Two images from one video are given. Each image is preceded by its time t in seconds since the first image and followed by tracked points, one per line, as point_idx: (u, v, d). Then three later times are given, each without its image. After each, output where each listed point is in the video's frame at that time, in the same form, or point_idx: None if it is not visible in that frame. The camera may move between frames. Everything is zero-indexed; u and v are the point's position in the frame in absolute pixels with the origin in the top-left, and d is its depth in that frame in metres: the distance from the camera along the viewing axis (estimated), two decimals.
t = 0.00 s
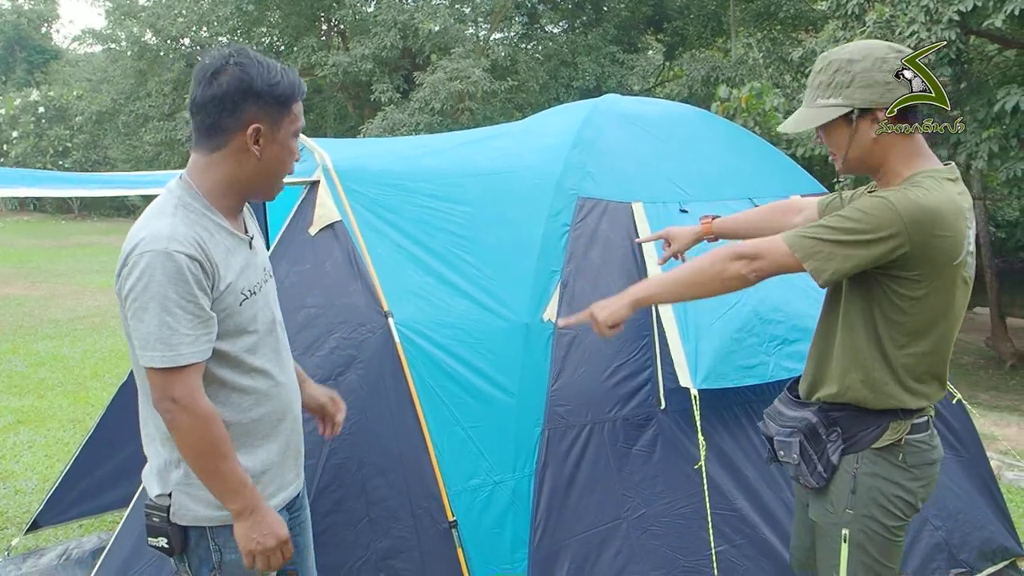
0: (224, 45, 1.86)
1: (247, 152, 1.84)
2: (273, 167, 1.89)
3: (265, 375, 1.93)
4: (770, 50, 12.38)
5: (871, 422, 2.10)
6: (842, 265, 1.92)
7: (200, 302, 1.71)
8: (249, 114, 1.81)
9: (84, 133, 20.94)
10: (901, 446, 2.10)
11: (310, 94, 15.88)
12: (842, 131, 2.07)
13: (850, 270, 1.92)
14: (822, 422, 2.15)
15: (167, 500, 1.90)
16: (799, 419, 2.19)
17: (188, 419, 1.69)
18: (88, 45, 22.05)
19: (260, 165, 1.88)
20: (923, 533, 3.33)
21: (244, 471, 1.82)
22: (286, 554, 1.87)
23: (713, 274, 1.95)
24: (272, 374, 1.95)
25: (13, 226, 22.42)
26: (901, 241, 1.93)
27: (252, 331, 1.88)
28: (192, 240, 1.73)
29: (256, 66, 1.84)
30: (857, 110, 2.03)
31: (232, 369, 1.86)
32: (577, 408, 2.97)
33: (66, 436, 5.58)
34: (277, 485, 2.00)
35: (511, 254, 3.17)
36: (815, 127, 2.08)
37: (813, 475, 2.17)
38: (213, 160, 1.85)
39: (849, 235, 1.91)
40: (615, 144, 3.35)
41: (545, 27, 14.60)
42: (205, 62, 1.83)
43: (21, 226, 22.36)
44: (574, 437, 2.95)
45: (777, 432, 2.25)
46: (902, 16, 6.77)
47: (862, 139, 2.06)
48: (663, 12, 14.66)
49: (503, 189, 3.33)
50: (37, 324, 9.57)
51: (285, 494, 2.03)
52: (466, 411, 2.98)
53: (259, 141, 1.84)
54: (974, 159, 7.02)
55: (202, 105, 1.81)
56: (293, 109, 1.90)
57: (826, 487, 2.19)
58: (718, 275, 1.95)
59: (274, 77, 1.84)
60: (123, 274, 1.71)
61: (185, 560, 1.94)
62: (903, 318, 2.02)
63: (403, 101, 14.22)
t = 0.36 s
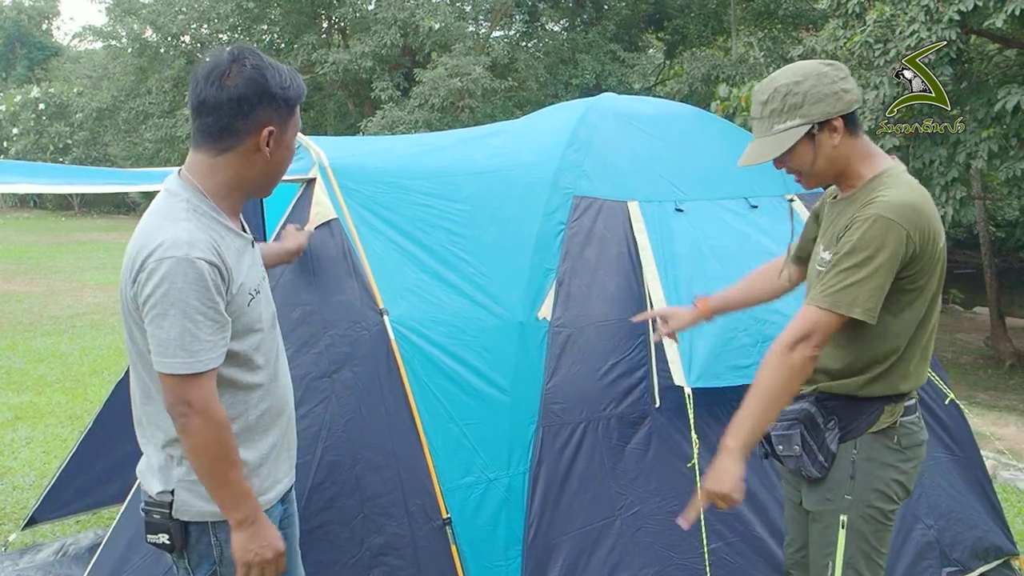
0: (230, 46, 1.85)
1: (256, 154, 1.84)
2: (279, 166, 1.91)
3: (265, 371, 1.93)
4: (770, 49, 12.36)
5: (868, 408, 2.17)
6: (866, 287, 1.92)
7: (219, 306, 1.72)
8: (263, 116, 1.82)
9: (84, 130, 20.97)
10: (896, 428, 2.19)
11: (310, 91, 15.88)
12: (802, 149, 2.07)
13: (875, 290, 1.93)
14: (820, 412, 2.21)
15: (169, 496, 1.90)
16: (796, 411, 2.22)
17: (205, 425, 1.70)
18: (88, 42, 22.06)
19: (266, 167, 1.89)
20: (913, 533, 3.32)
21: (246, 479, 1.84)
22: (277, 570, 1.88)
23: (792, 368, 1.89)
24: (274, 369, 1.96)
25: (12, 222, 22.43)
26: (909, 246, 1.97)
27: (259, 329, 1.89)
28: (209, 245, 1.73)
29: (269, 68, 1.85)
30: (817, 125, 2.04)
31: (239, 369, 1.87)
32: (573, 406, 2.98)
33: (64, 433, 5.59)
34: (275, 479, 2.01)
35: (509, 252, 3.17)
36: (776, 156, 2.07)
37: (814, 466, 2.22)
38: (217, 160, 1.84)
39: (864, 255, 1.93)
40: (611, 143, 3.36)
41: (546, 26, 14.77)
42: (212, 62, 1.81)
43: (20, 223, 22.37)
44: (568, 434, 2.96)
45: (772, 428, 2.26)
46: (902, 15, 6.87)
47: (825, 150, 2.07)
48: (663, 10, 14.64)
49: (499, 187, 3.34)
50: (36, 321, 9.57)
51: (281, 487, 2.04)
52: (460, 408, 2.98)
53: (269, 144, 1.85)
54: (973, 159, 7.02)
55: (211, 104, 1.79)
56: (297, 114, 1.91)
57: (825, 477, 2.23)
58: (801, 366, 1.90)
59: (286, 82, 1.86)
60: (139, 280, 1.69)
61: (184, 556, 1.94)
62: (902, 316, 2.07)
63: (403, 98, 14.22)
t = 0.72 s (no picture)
0: (261, 56, 1.90)
1: (236, 159, 1.84)
2: (263, 179, 1.88)
3: (256, 368, 1.95)
4: (773, 47, 12.33)
5: (848, 388, 2.22)
6: (838, 281, 2.03)
7: (206, 300, 1.73)
8: (251, 123, 1.82)
9: (88, 128, 21.03)
10: (874, 405, 2.24)
11: (312, 89, 15.90)
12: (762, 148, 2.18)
13: (846, 282, 2.04)
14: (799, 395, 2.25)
15: (163, 491, 1.91)
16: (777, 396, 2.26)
17: (208, 412, 1.71)
18: (92, 39, 22.10)
19: (250, 176, 1.87)
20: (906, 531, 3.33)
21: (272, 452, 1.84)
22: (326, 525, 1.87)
23: (795, 370, 2.05)
24: (264, 367, 1.98)
25: (16, 219, 22.50)
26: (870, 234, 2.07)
27: (248, 327, 1.91)
28: (193, 240, 1.74)
29: (278, 83, 1.85)
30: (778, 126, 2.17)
31: (228, 366, 1.89)
32: (568, 403, 2.99)
33: (66, 429, 5.62)
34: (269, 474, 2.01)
35: (503, 250, 3.18)
36: (740, 153, 2.18)
37: (802, 445, 2.23)
38: (206, 154, 1.85)
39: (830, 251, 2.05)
40: (608, 141, 3.37)
41: (548, 23, 14.75)
42: (234, 65, 1.86)
43: (24, 219, 22.45)
44: (563, 430, 2.97)
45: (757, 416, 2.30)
46: (905, 14, 6.91)
47: (785, 150, 2.19)
48: (665, 8, 14.55)
49: (495, 185, 3.35)
50: (39, 317, 9.62)
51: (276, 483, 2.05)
52: (455, 405, 3.00)
53: (251, 152, 1.84)
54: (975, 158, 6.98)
55: (215, 103, 1.83)
56: (302, 138, 1.89)
57: (812, 457, 2.25)
58: (805, 366, 2.05)
59: (292, 99, 1.85)
60: (125, 277, 1.70)
61: (179, 552, 1.95)
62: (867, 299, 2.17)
63: (405, 96, 14.23)
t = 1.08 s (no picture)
0: (267, 58, 1.90)
1: (231, 161, 1.84)
2: (258, 180, 1.89)
3: (252, 366, 1.96)
4: (782, 43, 12.26)
5: (842, 374, 2.22)
6: (819, 261, 2.05)
7: (192, 303, 1.74)
8: (247, 126, 1.82)
9: (98, 126, 21.15)
10: (870, 393, 2.23)
11: (320, 87, 15.92)
12: (771, 118, 2.19)
13: (829, 263, 2.05)
14: (797, 382, 2.27)
15: (159, 485, 1.94)
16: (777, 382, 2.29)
17: (169, 419, 1.73)
18: (101, 38, 22.21)
19: (245, 177, 1.87)
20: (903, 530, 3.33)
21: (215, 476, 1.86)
22: (236, 569, 1.89)
23: (783, 350, 2.07)
24: (260, 364, 1.99)
25: (27, 216, 22.65)
26: (853, 215, 2.09)
27: (242, 327, 1.92)
28: (185, 243, 1.75)
29: (279, 87, 1.85)
30: (795, 96, 2.20)
31: (223, 364, 1.90)
32: (566, 400, 3.00)
33: (72, 425, 5.66)
34: (265, 469, 2.03)
35: (503, 247, 3.19)
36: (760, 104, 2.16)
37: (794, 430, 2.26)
38: (203, 158, 1.86)
39: (811, 230, 2.07)
40: (607, 138, 3.38)
41: (555, 21, 14.75)
42: (235, 67, 1.87)
43: (35, 217, 22.60)
44: (562, 427, 2.98)
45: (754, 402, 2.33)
46: (914, 10, 6.92)
47: (795, 123, 2.22)
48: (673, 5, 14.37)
49: (495, 181, 3.36)
50: (48, 314, 9.69)
51: (274, 478, 2.07)
52: (454, 401, 3.01)
53: (247, 155, 1.84)
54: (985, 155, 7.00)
55: (214, 103, 1.84)
56: (299, 141, 1.88)
57: (807, 444, 2.26)
58: (793, 344, 2.07)
59: (289, 104, 1.84)
60: (116, 273, 1.72)
61: (176, 545, 1.97)
62: (854, 283, 2.18)
63: (412, 95, 14.24)
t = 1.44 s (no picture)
0: (233, 49, 1.86)
1: (226, 161, 1.86)
2: (258, 175, 1.91)
3: (252, 363, 1.98)
4: (793, 39, 12.14)
5: (890, 398, 2.23)
6: (838, 268, 2.09)
7: (189, 307, 1.75)
8: (234, 126, 1.82)
9: (111, 125, 21.33)
10: (920, 419, 2.22)
11: (332, 85, 15.98)
12: (777, 166, 2.34)
13: (847, 271, 2.09)
14: (845, 402, 2.29)
15: (157, 475, 1.96)
16: (821, 400, 2.33)
17: (173, 419, 1.74)
18: (115, 37, 22.36)
19: (243, 173, 1.89)
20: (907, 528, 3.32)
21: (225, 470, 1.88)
22: (260, 557, 1.92)
23: (793, 356, 2.16)
24: (261, 362, 2.01)
25: (42, 214, 22.85)
26: (883, 225, 2.08)
27: (242, 325, 1.94)
28: (180, 247, 1.76)
29: (252, 79, 1.82)
30: (791, 142, 2.29)
31: (222, 361, 1.92)
32: (568, 396, 3.01)
33: (83, 421, 5.72)
34: (262, 464, 2.06)
35: (505, 244, 3.21)
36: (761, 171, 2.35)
37: (837, 450, 2.31)
38: (198, 162, 1.87)
39: (835, 236, 2.12)
40: (610, 136, 3.38)
41: (566, 17, 14.75)
42: (204, 66, 1.84)
43: (50, 215, 22.81)
44: (564, 423, 3.00)
45: (802, 414, 2.38)
46: (927, 4, 6.84)
47: (805, 161, 2.29)
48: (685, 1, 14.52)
49: (497, 179, 3.38)
50: (63, 311, 9.78)
51: (273, 472, 2.09)
52: (455, 397, 3.03)
53: (240, 152, 1.85)
54: (1000, 151, 7.12)
55: (194, 107, 1.84)
56: (286, 127, 1.88)
57: (851, 463, 2.31)
58: (799, 351, 2.15)
59: (268, 95, 1.83)
60: (115, 278, 1.74)
61: (173, 533, 2.00)
62: (896, 294, 2.16)
63: (423, 92, 14.27)
